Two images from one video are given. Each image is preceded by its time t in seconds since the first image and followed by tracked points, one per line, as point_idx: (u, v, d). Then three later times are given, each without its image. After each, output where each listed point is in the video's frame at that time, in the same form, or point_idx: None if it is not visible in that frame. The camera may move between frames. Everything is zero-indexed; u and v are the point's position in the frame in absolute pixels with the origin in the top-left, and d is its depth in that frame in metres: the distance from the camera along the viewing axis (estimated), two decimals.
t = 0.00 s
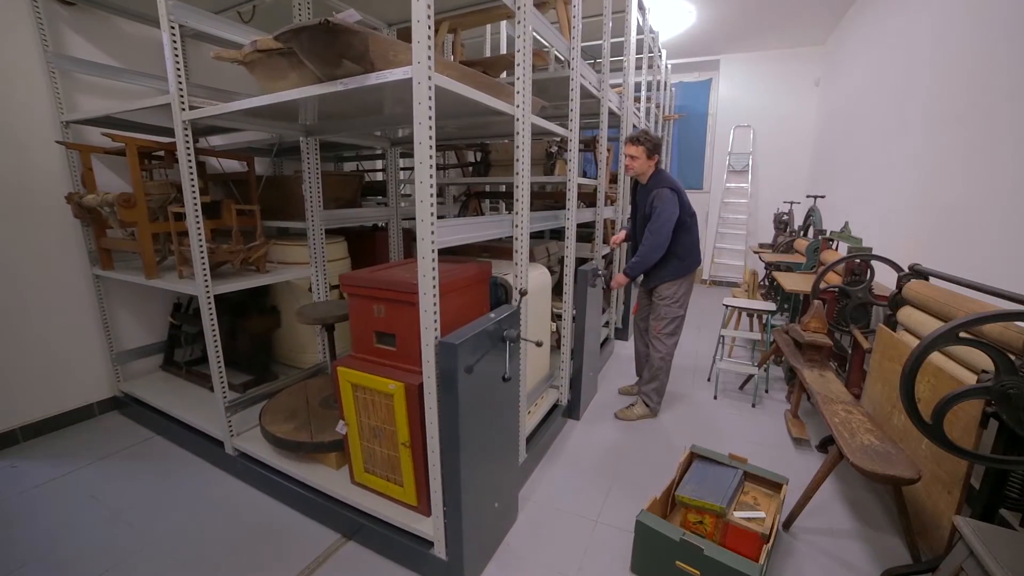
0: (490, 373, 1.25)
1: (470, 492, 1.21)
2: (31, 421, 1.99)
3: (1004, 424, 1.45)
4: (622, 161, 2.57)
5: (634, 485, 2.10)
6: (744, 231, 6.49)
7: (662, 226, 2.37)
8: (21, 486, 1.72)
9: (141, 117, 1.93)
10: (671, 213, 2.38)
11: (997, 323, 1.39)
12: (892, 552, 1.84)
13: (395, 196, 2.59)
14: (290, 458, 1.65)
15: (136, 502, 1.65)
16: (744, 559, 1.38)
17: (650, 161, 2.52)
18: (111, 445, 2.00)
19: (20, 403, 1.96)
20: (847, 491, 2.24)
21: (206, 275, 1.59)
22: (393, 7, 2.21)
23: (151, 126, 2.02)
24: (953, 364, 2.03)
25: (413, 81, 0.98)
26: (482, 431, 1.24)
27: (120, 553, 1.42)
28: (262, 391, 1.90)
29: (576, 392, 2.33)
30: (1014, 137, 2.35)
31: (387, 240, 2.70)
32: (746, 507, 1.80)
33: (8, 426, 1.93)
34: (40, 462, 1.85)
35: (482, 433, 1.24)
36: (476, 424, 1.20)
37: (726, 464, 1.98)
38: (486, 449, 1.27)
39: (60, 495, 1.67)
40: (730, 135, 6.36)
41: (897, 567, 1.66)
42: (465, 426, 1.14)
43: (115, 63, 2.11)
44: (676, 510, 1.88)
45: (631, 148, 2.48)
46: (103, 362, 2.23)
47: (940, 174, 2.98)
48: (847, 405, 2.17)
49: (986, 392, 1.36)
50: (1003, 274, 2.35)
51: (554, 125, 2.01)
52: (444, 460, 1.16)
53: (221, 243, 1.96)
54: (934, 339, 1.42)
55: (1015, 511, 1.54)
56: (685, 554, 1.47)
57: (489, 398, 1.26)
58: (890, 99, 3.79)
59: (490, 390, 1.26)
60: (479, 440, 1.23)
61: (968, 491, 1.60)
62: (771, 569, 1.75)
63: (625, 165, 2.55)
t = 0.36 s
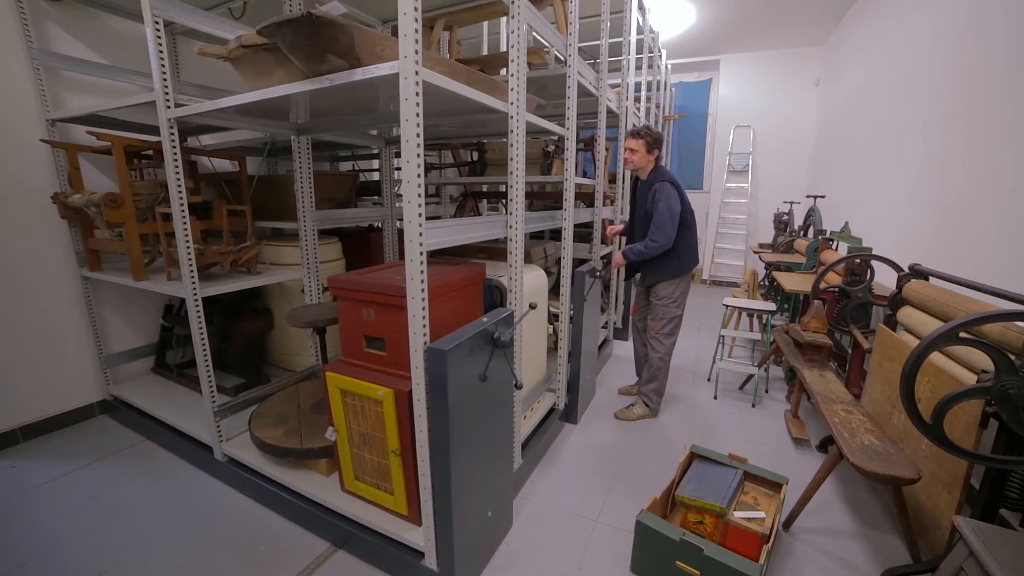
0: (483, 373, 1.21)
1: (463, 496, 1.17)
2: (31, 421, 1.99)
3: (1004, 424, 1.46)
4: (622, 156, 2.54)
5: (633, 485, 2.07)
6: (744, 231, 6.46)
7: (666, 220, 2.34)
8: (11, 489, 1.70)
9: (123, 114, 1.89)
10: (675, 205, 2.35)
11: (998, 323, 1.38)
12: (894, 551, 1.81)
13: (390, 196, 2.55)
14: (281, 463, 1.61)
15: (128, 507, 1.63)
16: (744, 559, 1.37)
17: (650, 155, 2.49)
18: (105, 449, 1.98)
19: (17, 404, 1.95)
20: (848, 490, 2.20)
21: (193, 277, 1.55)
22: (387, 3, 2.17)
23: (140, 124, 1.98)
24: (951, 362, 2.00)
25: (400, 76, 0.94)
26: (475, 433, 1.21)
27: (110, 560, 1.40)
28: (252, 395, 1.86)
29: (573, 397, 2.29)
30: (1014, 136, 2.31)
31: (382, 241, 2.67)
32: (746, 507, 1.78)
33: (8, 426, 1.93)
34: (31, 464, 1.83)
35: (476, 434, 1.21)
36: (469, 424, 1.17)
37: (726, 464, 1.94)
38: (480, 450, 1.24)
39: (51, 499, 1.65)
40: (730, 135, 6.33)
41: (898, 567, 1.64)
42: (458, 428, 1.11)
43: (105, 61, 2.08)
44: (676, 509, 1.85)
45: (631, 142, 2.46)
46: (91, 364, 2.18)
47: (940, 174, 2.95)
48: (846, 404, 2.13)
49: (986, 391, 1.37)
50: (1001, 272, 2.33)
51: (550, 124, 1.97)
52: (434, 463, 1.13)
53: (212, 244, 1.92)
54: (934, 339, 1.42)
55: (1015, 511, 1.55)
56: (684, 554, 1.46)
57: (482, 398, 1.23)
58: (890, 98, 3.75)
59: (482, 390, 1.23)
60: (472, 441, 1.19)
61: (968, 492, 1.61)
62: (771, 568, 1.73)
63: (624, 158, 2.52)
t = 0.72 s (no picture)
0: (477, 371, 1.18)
1: (457, 497, 1.15)
2: (29, 421, 1.98)
3: (1003, 424, 1.44)
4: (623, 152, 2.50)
5: (631, 484, 2.04)
6: (744, 231, 6.42)
7: (671, 216, 2.30)
8: (2, 492, 1.67)
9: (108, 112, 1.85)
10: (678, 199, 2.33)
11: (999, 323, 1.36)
12: (895, 552, 1.79)
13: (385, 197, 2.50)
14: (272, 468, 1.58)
15: (120, 509, 1.60)
16: (745, 559, 1.36)
17: (652, 151, 2.45)
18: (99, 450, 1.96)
19: (15, 404, 1.94)
20: (848, 490, 2.17)
21: (180, 279, 1.51)
22: None
23: (128, 122, 1.94)
24: (951, 362, 1.97)
25: (386, 72, 0.90)
26: (469, 433, 1.18)
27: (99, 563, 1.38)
28: (243, 399, 1.83)
29: (570, 400, 2.26)
30: (1015, 135, 2.28)
31: (377, 241, 2.63)
32: (746, 507, 1.75)
33: (7, 427, 1.92)
34: (27, 465, 1.82)
35: (470, 435, 1.18)
36: (463, 425, 1.14)
37: (726, 464, 1.91)
38: (474, 451, 1.21)
39: (40, 503, 1.63)
40: (730, 135, 6.29)
41: (897, 567, 1.62)
42: (452, 428, 1.09)
43: (93, 59, 2.05)
44: (676, 510, 1.82)
45: (633, 137, 2.41)
46: (81, 367, 2.13)
47: (942, 174, 2.91)
48: (846, 404, 2.10)
49: (985, 392, 1.35)
50: (1002, 273, 2.29)
51: (547, 123, 1.92)
52: (422, 465, 1.08)
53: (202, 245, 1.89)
54: (934, 339, 1.39)
55: (1014, 511, 1.52)
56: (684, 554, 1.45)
57: (477, 398, 1.20)
58: (891, 98, 3.71)
59: (476, 392, 1.19)
60: (466, 442, 1.16)
61: (968, 491, 1.59)
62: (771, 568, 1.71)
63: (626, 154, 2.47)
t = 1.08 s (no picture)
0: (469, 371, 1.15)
1: (449, 499, 1.12)
2: (28, 421, 1.98)
3: (1004, 423, 1.44)
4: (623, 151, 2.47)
5: (630, 484, 2.03)
6: (744, 231, 6.39)
7: (668, 214, 2.26)
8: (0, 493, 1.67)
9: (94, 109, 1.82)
10: (675, 200, 2.28)
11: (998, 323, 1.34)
12: (896, 553, 1.77)
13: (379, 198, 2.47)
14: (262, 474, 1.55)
15: (111, 512, 1.58)
16: (743, 559, 1.34)
17: (652, 150, 2.42)
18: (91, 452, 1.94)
19: (8, 406, 1.92)
20: (849, 491, 2.14)
21: (168, 281, 1.48)
22: None
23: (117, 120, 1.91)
24: (951, 361, 1.94)
25: (373, 67, 0.87)
26: (462, 434, 1.15)
27: (89, 567, 1.36)
28: (234, 403, 1.79)
29: (568, 404, 2.22)
30: (1016, 134, 2.25)
31: (373, 241, 2.61)
32: (746, 507, 1.72)
33: (8, 426, 1.92)
34: (25, 466, 1.81)
35: (463, 436, 1.15)
36: (455, 426, 1.11)
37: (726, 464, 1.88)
38: (467, 451, 1.18)
39: (29, 506, 1.61)
40: (730, 135, 6.26)
41: (897, 567, 1.60)
42: (444, 428, 1.06)
43: (81, 56, 2.02)
44: (676, 510, 1.80)
45: (634, 136, 2.38)
46: (70, 369, 2.10)
47: (942, 174, 2.88)
48: (846, 405, 2.07)
49: (985, 392, 1.32)
50: (1002, 273, 2.26)
51: (544, 121, 1.89)
52: (411, 466, 1.05)
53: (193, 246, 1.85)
54: (935, 339, 1.37)
55: (1015, 511, 1.52)
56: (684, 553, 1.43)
57: (470, 398, 1.17)
58: (891, 97, 3.67)
59: (468, 392, 1.16)
60: (458, 443, 1.13)
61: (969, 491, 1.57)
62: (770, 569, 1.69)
63: (626, 153, 2.44)
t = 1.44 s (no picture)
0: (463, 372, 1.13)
1: (443, 501, 1.09)
2: (29, 421, 1.98)
3: (1004, 423, 1.42)
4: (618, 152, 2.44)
5: (628, 482, 2.03)
6: (744, 231, 6.36)
7: (658, 220, 2.22)
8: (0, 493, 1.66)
9: (82, 107, 1.80)
10: (666, 207, 2.24)
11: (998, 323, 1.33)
12: (896, 553, 1.75)
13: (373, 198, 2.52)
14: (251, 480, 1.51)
15: (104, 513, 1.57)
16: (743, 559, 1.33)
17: (647, 152, 2.39)
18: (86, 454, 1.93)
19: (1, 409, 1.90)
20: (850, 491, 2.12)
21: (156, 283, 1.45)
22: None
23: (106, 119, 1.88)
24: (950, 362, 1.93)
25: (359, 62, 0.83)
26: (456, 436, 1.12)
27: (79, 571, 1.34)
28: (226, 407, 1.76)
29: (566, 407, 2.19)
30: (1016, 133, 2.23)
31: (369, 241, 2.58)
32: (746, 507, 1.69)
33: (7, 426, 1.92)
34: (27, 465, 1.81)
35: (457, 437, 1.13)
36: (449, 428, 1.09)
37: (726, 463, 1.85)
38: (461, 453, 1.15)
39: (22, 508, 1.59)
40: (730, 135, 6.23)
41: (897, 567, 1.59)
42: (438, 428, 1.04)
43: (67, 53, 1.99)
44: (676, 510, 1.79)
45: (629, 138, 2.35)
46: (60, 372, 2.06)
47: (941, 174, 2.85)
48: (846, 404, 2.04)
49: (985, 392, 1.31)
50: (1002, 274, 2.24)
51: (541, 120, 1.86)
52: (400, 469, 1.02)
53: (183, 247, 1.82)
54: (937, 339, 1.36)
55: (1015, 511, 1.50)
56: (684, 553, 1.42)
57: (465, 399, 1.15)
58: (891, 96, 3.64)
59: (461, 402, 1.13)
60: (451, 446, 1.11)
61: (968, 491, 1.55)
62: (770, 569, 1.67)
63: (622, 155, 2.41)
